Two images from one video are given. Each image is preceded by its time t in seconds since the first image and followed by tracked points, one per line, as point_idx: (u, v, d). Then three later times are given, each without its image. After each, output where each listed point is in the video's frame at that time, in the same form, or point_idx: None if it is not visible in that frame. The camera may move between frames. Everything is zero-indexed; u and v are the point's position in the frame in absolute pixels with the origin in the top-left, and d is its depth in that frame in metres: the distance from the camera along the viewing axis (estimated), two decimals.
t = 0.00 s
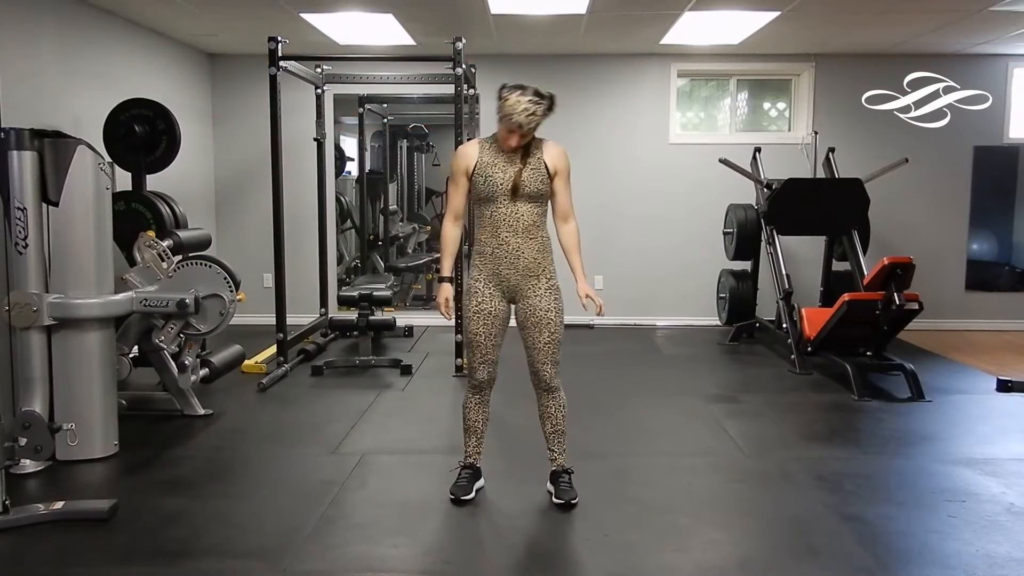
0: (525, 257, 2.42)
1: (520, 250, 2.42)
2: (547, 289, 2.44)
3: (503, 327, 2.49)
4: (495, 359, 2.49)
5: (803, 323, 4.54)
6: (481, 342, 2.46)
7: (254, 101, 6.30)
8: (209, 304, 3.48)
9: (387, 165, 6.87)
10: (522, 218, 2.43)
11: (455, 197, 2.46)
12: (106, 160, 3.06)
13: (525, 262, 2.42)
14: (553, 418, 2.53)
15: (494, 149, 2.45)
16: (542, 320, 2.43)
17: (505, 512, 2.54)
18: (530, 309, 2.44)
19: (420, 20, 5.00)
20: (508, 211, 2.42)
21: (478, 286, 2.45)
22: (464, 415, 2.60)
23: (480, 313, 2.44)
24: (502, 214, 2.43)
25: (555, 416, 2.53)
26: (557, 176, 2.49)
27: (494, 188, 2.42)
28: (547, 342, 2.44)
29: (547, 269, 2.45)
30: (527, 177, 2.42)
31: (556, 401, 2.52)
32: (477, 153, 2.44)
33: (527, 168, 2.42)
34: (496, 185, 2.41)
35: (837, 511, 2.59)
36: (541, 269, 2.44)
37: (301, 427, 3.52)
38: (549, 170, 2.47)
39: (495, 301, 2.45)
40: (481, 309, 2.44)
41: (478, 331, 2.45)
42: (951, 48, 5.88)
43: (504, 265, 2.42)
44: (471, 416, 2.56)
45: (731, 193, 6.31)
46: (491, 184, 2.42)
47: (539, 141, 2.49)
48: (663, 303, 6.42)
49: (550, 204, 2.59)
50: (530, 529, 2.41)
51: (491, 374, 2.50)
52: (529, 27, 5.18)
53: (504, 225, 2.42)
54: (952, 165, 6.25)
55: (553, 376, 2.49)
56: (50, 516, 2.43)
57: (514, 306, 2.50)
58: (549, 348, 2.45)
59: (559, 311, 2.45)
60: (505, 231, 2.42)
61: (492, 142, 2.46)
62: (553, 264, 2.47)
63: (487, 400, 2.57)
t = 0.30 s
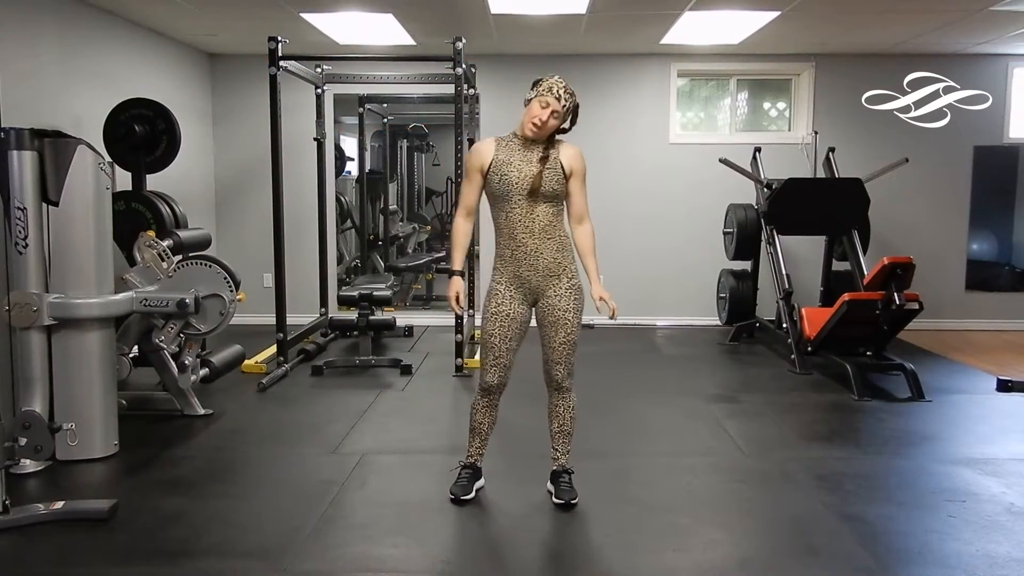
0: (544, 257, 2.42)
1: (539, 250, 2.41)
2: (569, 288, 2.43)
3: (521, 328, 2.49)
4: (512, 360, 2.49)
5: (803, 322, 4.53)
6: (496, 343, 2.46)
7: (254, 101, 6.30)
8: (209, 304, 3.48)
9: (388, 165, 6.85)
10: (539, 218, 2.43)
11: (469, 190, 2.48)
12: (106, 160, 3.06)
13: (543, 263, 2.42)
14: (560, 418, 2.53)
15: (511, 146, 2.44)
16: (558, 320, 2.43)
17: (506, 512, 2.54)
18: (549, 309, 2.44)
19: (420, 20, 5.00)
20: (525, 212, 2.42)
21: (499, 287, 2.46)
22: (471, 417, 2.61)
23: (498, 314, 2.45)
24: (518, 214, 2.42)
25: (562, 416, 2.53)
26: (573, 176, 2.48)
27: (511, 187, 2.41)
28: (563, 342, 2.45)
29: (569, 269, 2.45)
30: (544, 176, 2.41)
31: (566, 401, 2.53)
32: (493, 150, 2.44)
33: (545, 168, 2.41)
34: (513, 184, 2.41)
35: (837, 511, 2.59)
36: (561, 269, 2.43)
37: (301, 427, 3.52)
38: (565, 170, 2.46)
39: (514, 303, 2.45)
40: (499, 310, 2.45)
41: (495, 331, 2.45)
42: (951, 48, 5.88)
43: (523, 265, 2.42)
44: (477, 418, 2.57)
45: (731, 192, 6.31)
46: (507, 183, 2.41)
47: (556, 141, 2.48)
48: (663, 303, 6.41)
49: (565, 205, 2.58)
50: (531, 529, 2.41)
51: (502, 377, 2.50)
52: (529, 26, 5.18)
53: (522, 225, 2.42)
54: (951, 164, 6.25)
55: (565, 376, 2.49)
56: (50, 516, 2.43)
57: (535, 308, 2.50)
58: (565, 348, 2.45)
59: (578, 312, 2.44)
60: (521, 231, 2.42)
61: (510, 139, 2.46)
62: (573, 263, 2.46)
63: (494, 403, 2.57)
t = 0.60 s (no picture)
0: (550, 257, 2.42)
1: (545, 250, 2.42)
2: (574, 288, 2.43)
3: (524, 326, 2.49)
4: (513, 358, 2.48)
5: (803, 322, 4.53)
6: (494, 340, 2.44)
7: (254, 101, 6.30)
8: (210, 304, 3.48)
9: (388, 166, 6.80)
10: (548, 218, 2.43)
11: (483, 194, 2.49)
12: (106, 160, 3.06)
13: (549, 263, 2.42)
14: (562, 417, 2.53)
15: (521, 147, 2.45)
16: (562, 319, 2.43)
17: (505, 512, 2.54)
18: (553, 309, 2.44)
19: (420, 20, 5.00)
20: (533, 213, 2.43)
21: (503, 284, 2.46)
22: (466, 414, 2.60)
23: (501, 310, 2.44)
24: (527, 215, 2.43)
25: (564, 416, 2.53)
26: (585, 177, 2.46)
27: (519, 187, 2.42)
28: (567, 341, 2.44)
29: (574, 269, 2.44)
30: (554, 177, 2.40)
31: (569, 401, 2.53)
32: (504, 151, 2.45)
33: (555, 169, 2.41)
34: (522, 185, 2.41)
35: (837, 510, 2.59)
36: (567, 269, 2.43)
37: (301, 427, 3.52)
38: (577, 170, 2.45)
39: (518, 299, 2.45)
40: (502, 305, 2.44)
41: (496, 327, 2.44)
42: (952, 48, 5.88)
43: (529, 265, 2.43)
44: (473, 416, 2.56)
45: (731, 192, 6.31)
46: (515, 183, 2.42)
47: (567, 141, 2.46)
48: (663, 303, 6.42)
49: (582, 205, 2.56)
50: (530, 529, 2.41)
51: (495, 376, 2.46)
52: (529, 26, 5.18)
53: (529, 225, 2.43)
54: (951, 165, 6.25)
55: (569, 376, 2.49)
56: (50, 516, 2.43)
57: (539, 307, 2.50)
58: (569, 348, 2.45)
59: (582, 311, 2.45)
60: (528, 232, 2.43)
61: (521, 139, 2.46)
62: (581, 264, 2.46)
63: (490, 402, 2.56)
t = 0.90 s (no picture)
0: (528, 257, 2.42)
1: (523, 250, 2.42)
2: (552, 289, 2.44)
3: (506, 326, 2.49)
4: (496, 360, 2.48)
5: (803, 323, 4.53)
6: (480, 341, 2.45)
7: (254, 101, 6.30)
8: (210, 304, 3.48)
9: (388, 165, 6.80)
10: (528, 216, 2.42)
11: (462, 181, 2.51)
12: (106, 160, 3.06)
13: (528, 260, 2.42)
14: (554, 418, 2.54)
15: (502, 142, 2.44)
16: (544, 321, 2.43)
17: (505, 512, 2.54)
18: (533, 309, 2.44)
19: (420, 20, 5.00)
20: (514, 211, 2.42)
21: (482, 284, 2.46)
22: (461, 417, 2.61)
23: (482, 312, 2.44)
24: (507, 213, 2.42)
25: (556, 417, 2.54)
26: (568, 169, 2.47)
27: (501, 184, 2.41)
28: (549, 342, 2.45)
29: (552, 270, 2.44)
30: (535, 173, 2.39)
31: (559, 401, 2.53)
32: (487, 145, 2.45)
33: (536, 166, 2.39)
34: (502, 182, 2.40)
35: (837, 510, 2.59)
36: (546, 269, 2.43)
37: (301, 427, 3.52)
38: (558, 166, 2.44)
39: (498, 301, 2.45)
40: (483, 308, 2.44)
41: (479, 330, 2.45)
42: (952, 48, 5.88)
43: (508, 265, 2.42)
44: (467, 419, 2.57)
45: (732, 192, 6.31)
46: (496, 181, 2.41)
47: (548, 135, 2.46)
48: (663, 303, 6.42)
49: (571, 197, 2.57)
50: (530, 529, 2.40)
51: (488, 377, 2.49)
52: (529, 26, 5.18)
53: (509, 224, 2.42)
54: (951, 164, 6.25)
55: (555, 376, 2.49)
56: (50, 516, 2.43)
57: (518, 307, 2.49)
58: (552, 348, 2.45)
59: (562, 311, 2.45)
60: (508, 229, 2.42)
61: (502, 135, 2.46)
62: (558, 264, 2.46)
63: (484, 402, 2.57)
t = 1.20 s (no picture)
0: (503, 257, 2.42)
1: (499, 249, 2.41)
2: (524, 291, 2.45)
3: (482, 326, 2.49)
4: (476, 358, 2.50)
5: (803, 323, 4.53)
6: (461, 341, 2.46)
7: (254, 101, 6.30)
8: (210, 304, 3.48)
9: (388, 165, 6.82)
10: (506, 216, 2.41)
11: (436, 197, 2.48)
12: (106, 160, 3.06)
13: (504, 259, 2.42)
14: (542, 419, 2.53)
15: (479, 144, 2.43)
16: (519, 319, 2.42)
17: (505, 512, 2.54)
18: (508, 309, 2.44)
19: (420, 20, 5.00)
20: (492, 209, 2.40)
21: (456, 284, 2.45)
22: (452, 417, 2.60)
23: (460, 311, 2.44)
24: (484, 211, 2.41)
25: (544, 418, 2.53)
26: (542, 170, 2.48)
27: (480, 180, 2.39)
28: (527, 342, 2.43)
29: (525, 271, 2.46)
30: (516, 172, 2.39)
31: (545, 403, 2.52)
32: (463, 149, 2.44)
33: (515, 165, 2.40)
34: (480, 181, 2.39)
35: (837, 510, 2.59)
36: (519, 270, 2.44)
37: (301, 427, 3.52)
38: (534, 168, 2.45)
39: (474, 300, 2.46)
40: (461, 307, 2.44)
41: (458, 329, 2.45)
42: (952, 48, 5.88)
43: (484, 264, 2.42)
44: (457, 417, 2.56)
45: (732, 192, 6.31)
46: (475, 179, 2.40)
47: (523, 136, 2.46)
48: (663, 303, 6.41)
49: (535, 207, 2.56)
50: (530, 529, 2.40)
51: (473, 372, 2.51)
52: (529, 26, 5.18)
53: (487, 222, 2.41)
54: (951, 164, 6.25)
55: (537, 378, 2.48)
56: (50, 516, 2.43)
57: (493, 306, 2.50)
58: (530, 348, 2.44)
59: (537, 311, 2.46)
60: (489, 228, 2.41)
61: (479, 136, 2.46)
62: (530, 266, 2.48)
63: (472, 401, 2.57)
